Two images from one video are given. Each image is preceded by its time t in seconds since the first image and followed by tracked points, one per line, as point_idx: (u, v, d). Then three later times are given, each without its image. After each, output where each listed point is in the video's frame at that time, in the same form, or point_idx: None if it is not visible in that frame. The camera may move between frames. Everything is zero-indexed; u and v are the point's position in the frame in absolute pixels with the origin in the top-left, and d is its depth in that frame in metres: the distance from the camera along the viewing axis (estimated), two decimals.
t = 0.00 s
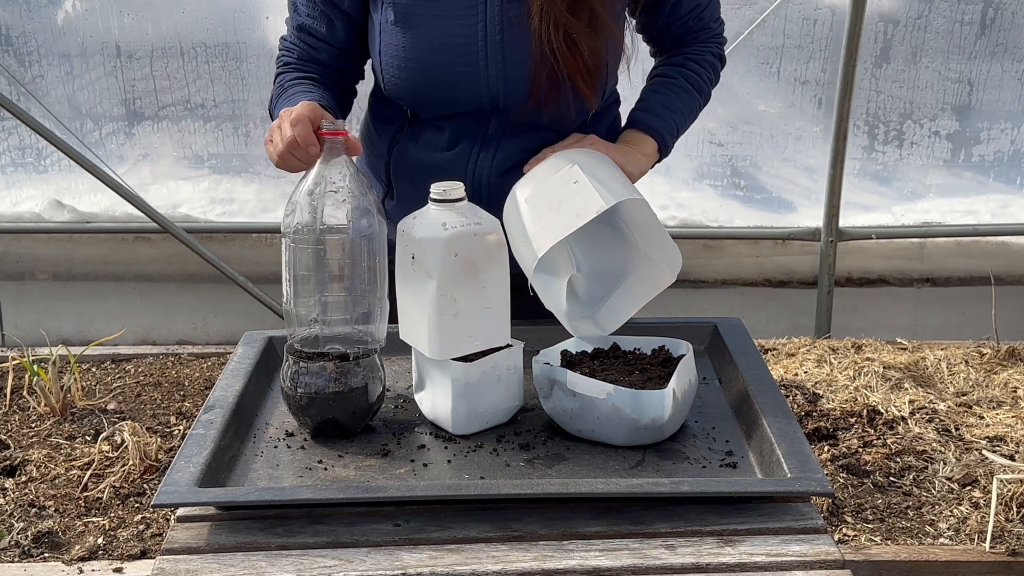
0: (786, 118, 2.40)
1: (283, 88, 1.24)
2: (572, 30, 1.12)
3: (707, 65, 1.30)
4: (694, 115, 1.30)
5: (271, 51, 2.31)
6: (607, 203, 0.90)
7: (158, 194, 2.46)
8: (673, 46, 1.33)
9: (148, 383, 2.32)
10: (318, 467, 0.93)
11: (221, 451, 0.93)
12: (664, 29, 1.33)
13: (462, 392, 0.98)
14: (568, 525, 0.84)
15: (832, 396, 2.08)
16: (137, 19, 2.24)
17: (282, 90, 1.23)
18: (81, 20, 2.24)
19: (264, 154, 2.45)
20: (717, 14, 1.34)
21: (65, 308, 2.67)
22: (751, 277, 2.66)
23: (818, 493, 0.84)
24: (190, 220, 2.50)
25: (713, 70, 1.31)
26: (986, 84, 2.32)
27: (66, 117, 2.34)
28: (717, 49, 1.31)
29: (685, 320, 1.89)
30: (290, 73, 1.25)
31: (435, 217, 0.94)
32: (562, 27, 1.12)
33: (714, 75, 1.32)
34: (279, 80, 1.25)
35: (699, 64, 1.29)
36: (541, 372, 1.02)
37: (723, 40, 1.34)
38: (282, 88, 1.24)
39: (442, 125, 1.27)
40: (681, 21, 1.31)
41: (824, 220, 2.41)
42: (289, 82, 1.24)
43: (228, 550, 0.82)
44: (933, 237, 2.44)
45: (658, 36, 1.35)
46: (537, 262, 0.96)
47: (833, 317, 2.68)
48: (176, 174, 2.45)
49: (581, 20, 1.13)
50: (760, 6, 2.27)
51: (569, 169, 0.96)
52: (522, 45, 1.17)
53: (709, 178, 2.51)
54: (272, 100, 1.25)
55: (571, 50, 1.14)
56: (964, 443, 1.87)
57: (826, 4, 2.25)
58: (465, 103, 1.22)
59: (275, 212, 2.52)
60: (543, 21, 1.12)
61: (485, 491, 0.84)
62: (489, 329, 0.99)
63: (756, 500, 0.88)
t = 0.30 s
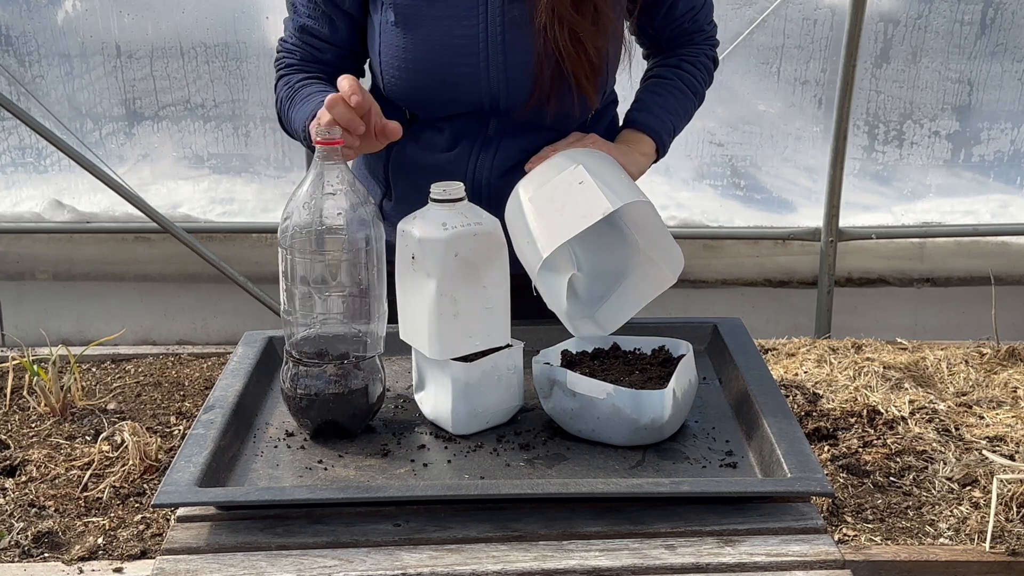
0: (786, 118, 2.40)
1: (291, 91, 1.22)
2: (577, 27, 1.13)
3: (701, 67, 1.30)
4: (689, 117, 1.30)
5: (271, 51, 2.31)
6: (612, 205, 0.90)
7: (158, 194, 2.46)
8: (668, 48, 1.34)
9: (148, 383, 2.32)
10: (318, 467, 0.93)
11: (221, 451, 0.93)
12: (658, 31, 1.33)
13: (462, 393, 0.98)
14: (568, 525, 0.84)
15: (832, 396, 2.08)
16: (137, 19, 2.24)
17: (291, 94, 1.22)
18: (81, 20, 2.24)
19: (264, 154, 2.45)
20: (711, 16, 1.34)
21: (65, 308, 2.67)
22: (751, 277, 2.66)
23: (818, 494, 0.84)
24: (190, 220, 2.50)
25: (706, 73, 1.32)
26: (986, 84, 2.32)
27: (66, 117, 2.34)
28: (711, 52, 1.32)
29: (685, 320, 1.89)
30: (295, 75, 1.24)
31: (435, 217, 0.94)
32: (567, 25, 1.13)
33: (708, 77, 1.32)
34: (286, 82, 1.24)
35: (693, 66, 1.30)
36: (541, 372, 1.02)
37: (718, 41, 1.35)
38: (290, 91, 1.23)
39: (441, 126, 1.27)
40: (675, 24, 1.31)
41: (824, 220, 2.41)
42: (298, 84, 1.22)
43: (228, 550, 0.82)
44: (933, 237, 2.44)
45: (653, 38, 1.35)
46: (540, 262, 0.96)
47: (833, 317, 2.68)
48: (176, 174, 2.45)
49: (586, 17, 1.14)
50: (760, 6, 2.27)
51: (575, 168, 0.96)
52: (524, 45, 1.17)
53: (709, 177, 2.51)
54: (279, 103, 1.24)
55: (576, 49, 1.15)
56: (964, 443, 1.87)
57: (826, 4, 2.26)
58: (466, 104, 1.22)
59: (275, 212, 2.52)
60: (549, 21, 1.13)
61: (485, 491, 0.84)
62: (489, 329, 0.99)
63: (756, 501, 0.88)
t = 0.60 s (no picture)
0: (786, 118, 2.40)
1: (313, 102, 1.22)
2: (578, 25, 1.13)
3: (701, 67, 1.30)
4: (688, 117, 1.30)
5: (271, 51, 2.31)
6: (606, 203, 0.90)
7: (157, 194, 2.46)
8: (667, 48, 1.34)
9: (148, 383, 2.32)
10: (318, 467, 0.93)
11: (221, 451, 0.93)
12: (658, 31, 1.33)
13: (462, 392, 0.98)
14: (568, 525, 0.84)
15: (832, 396, 2.08)
16: (137, 19, 2.24)
17: (315, 105, 1.21)
18: (80, 20, 2.24)
19: (264, 154, 2.45)
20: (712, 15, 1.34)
21: (65, 308, 2.67)
22: (751, 277, 2.66)
23: (817, 494, 0.84)
24: (190, 220, 2.50)
25: (705, 72, 1.32)
26: (986, 84, 2.32)
27: (66, 117, 2.34)
28: (711, 51, 1.32)
29: (685, 320, 1.89)
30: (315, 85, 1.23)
31: (435, 218, 0.94)
32: (569, 23, 1.12)
33: (707, 76, 1.33)
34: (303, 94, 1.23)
35: (693, 66, 1.30)
36: (541, 372, 1.02)
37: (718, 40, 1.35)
38: (313, 103, 1.22)
39: (440, 126, 1.27)
40: (675, 23, 1.31)
41: (824, 219, 2.41)
42: (322, 95, 1.21)
43: (228, 550, 0.82)
44: (933, 237, 2.43)
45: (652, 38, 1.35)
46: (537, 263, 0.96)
47: (833, 317, 2.68)
48: (176, 174, 2.45)
49: (586, 15, 1.13)
50: (760, 6, 2.27)
51: (570, 168, 0.96)
52: (524, 46, 1.17)
53: (709, 177, 2.51)
54: (299, 114, 1.23)
55: (578, 48, 1.14)
56: (964, 443, 1.87)
57: (826, 4, 2.26)
58: (465, 105, 1.22)
59: (275, 212, 2.52)
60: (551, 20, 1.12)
61: (484, 491, 0.84)
62: (489, 332, 0.99)
63: (756, 501, 0.88)
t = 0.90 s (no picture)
0: (786, 118, 2.41)
1: (296, 95, 1.23)
2: (583, 29, 1.14)
3: (701, 67, 1.30)
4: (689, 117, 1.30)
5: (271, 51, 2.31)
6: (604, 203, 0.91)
7: (157, 194, 2.46)
8: (668, 48, 1.34)
9: (148, 383, 2.32)
10: (318, 467, 0.93)
11: (221, 451, 0.93)
12: (658, 31, 1.33)
13: (462, 393, 0.98)
14: (568, 525, 0.84)
15: (832, 396, 2.08)
16: (137, 18, 2.24)
17: (299, 99, 1.23)
18: (80, 20, 2.24)
19: (264, 154, 2.45)
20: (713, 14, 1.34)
21: (65, 309, 2.67)
22: (751, 277, 2.66)
23: (818, 494, 0.84)
24: (190, 220, 2.50)
25: (707, 72, 1.32)
26: (986, 84, 2.32)
27: (66, 117, 2.34)
28: (711, 51, 1.32)
29: (685, 320, 1.89)
30: (298, 78, 1.25)
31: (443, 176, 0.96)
32: (573, 27, 1.13)
33: (707, 75, 1.32)
34: (286, 85, 1.25)
35: (694, 66, 1.30)
36: (541, 372, 1.02)
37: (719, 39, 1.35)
38: (296, 95, 1.23)
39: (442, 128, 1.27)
40: (676, 23, 1.31)
41: (824, 219, 2.41)
42: (306, 88, 1.23)
43: (228, 550, 0.82)
44: (933, 237, 2.44)
45: (653, 37, 1.35)
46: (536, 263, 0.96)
47: (833, 317, 2.68)
48: (176, 174, 2.45)
49: (591, 19, 1.14)
50: (760, 6, 2.27)
51: (569, 167, 0.96)
52: (528, 50, 1.17)
53: (709, 177, 2.51)
54: (279, 106, 1.25)
55: (582, 53, 1.15)
56: (964, 443, 1.87)
57: (826, 4, 2.26)
58: (468, 109, 1.22)
59: (275, 212, 2.52)
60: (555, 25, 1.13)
61: (485, 491, 0.84)
62: (489, 289, 0.91)
63: (756, 501, 0.88)
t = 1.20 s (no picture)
0: (786, 118, 2.41)
1: (292, 94, 1.27)
2: (580, 38, 1.12)
3: (705, 66, 1.30)
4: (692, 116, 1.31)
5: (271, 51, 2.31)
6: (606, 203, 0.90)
7: (157, 194, 2.46)
8: (670, 48, 1.34)
9: (148, 383, 2.32)
10: (318, 467, 0.93)
11: (221, 451, 0.93)
12: (660, 31, 1.33)
13: (462, 392, 0.98)
14: (568, 525, 0.84)
15: (832, 396, 2.08)
16: (137, 19, 2.24)
17: (294, 101, 1.27)
18: (81, 20, 2.24)
19: (264, 154, 2.45)
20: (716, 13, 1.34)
21: (65, 309, 2.67)
22: (751, 277, 2.66)
23: (817, 494, 0.84)
24: (190, 220, 2.50)
25: (710, 71, 1.32)
26: (986, 85, 2.33)
27: (66, 117, 2.34)
28: (715, 50, 1.32)
29: (684, 321, 1.89)
30: (293, 75, 1.27)
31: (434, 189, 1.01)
32: (570, 35, 1.12)
33: (711, 75, 1.32)
34: (280, 81, 1.28)
35: (697, 65, 1.30)
36: (541, 372, 1.02)
37: (722, 39, 1.34)
38: (293, 95, 1.27)
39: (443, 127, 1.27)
40: (679, 22, 1.30)
41: (824, 219, 2.41)
42: (301, 89, 1.27)
43: (228, 550, 0.82)
44: (933, 237, 2.44)
45: (655, 36, 1.35)
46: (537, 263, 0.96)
47: (833, 317, 2.68)
48: (176, 174, 2.45)
49: (588, 27, 1.13)
50: (760, 6, 2.27)
51: (573, 167, 0.97)
52: (526, 53, 1.17)
53: (709, 177, 2.51)
54: (273, 101, 1.29)
55: (578, 60, 1.14)
56: (964, 443, 1.87)
57: (826, 4, 2.26)
58: (467, 109, 1.22)
59: (275, 212, 2.52)
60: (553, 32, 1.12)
61: (485, 491, 0.84)
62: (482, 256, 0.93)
63: (756, 501, 0.88)
